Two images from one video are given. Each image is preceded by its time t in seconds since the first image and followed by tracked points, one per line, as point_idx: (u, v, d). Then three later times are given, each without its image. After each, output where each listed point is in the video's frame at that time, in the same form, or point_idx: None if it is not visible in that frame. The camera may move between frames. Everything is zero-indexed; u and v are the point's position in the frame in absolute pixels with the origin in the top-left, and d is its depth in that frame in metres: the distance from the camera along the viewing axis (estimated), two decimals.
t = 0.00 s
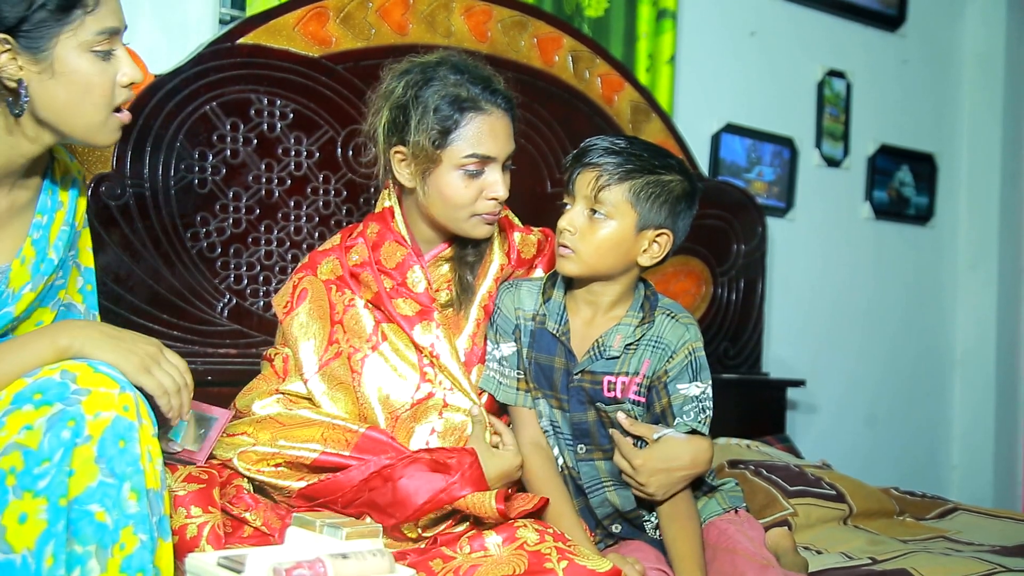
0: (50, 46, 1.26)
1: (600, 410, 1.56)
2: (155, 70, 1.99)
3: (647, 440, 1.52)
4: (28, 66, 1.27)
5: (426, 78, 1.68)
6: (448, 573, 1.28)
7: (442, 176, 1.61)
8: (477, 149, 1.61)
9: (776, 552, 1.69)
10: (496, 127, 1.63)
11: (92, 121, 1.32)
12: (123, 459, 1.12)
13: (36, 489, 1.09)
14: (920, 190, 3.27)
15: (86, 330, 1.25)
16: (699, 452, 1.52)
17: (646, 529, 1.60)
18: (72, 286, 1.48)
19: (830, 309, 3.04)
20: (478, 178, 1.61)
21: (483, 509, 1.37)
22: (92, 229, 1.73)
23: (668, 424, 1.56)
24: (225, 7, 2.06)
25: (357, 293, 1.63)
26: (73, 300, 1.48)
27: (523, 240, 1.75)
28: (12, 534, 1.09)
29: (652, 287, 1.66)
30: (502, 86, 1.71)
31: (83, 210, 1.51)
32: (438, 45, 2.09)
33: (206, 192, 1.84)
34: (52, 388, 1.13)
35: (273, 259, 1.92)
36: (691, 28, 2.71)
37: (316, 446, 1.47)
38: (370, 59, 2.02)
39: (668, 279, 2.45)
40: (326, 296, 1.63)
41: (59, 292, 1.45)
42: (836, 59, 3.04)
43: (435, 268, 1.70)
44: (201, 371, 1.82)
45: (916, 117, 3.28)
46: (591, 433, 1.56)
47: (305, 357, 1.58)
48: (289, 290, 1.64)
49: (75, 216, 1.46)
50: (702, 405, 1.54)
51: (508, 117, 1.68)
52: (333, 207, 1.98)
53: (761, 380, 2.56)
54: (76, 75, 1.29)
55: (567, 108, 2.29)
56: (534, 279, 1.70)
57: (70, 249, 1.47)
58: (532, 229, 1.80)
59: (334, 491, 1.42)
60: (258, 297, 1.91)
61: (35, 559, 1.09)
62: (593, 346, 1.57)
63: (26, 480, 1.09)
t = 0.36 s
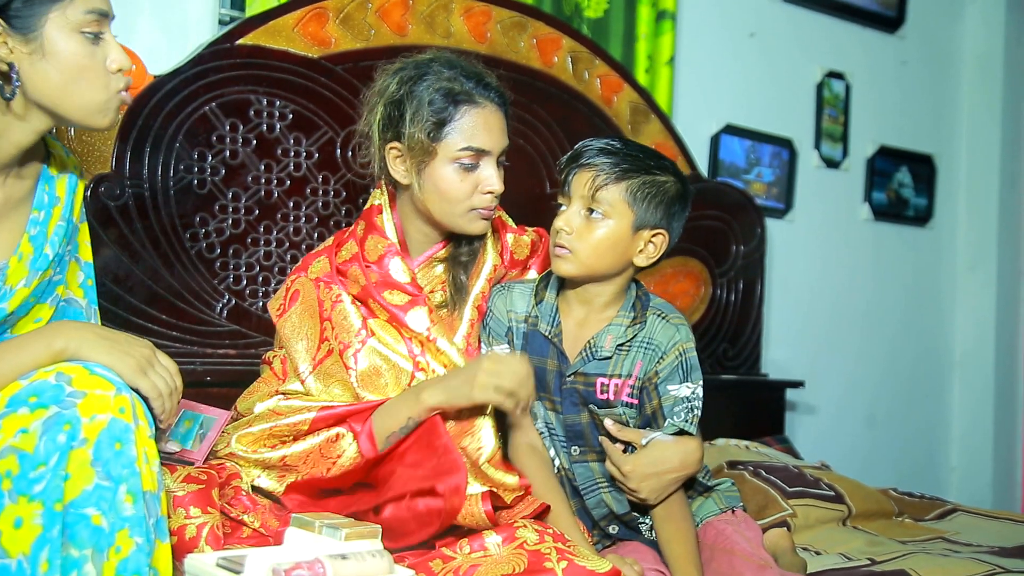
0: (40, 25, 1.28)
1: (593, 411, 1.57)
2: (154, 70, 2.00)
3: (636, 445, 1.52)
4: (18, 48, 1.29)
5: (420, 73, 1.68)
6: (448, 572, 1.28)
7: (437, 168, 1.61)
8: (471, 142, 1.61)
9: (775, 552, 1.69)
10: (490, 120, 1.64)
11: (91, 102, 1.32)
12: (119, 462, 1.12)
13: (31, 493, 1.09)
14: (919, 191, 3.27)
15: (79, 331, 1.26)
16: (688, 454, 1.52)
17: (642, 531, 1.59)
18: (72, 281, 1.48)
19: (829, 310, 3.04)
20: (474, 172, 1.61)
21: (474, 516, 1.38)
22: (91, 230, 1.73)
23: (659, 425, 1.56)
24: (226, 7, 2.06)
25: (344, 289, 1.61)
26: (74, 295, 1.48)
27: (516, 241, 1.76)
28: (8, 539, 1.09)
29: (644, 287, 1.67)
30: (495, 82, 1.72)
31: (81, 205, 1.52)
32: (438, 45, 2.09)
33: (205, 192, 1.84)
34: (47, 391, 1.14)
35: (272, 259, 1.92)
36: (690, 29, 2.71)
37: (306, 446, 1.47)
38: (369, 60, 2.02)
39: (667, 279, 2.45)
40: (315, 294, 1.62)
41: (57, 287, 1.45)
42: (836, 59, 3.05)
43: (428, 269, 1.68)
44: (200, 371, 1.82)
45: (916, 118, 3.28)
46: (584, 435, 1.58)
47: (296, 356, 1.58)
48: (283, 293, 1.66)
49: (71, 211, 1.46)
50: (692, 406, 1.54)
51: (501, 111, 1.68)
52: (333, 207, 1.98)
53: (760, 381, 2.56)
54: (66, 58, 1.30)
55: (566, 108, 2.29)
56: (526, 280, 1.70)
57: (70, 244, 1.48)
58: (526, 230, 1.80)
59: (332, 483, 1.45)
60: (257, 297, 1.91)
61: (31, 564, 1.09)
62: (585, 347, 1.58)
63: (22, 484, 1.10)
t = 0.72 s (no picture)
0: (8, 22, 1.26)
1: (590, 414, 1.57)
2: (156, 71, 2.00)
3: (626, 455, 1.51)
4: None
5: (412, 78, 1.68)
6: (450, 572, 1.29)
7: (434, 173, 1.61)
8: (467, 145, 1.61)
9: (776, 554, 1.68)
10: (488, 120, 1.64)
11: (49, 99, 1.32)
12: (117, 461, 1.12)
13: (29, 492, 1.09)
14: (920, 192, 3.27)
15: (78, 332, 1.26)
16: (677, 460, 1.52)
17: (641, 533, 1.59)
18: (57, 276, 1.47)
19: (830, 311, 3.04)
20: (471, 175, 1.61)
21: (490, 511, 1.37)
22: (92, 231, 1.73)
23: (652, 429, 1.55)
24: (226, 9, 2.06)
25: (351, 290, 1.62)
26: (59, 290, 1.47)
27: (515, 242, 1.76)
28: (6, 538, 1.09)
29: (643, 288, 1.66)
30: (489, 83, 1.72)
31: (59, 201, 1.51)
32: (439, 46, 2.09)
33: (206, 194, 1.84)
34: (44, 390, 1.13)
35: (273, 260, 1.92)
36: (691, 30, 2.71)
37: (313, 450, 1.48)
38: (371, 61, 2.02)
39: (668, 281, 2.45)
40: (326, 296, 1.62)
41: (43, 279, 1.44)
42: (836, 60, 3.04)
43: (429, 271, 1.69)
44: (201, 373, 1.81)
45: (917, 118, 3.28)
46: (582, 437, 1.58)
47: (317, 357, 1.57)
48: (289, 297, 1.62)
49: (47, 201, 1.45)
50: (684, 408, 1.52)
51: (496, 110, 1.68)
52: (334, 208, 1.98)
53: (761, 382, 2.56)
54: (32, 53, 1.29)
55: (567, 109, 2.29)
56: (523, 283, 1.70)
57: (49, 237, 1.46)
58: (526, 231, 1.79)
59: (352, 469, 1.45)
60: (258, 299, 1.91)
61: (29, 562, 1.08)
62: (583, 349, 1.57)
63: (20, 484, 1.09)
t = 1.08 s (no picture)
0: None
1: (589, 415, 1.57)
2: (157, 70, 1.99)
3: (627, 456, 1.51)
4: None
5: (412, 78, 1.68)
6: (450, 570, 1.29)
7: (436, 174, 1.61)
8: (468, 146, 1.61)
9: (777, 552, 1.68)
10: (489, 121, 1.64)
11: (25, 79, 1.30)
12: (115, 455, 1.11)
13: (25, 485, 1.10)
14: (921, 191, 3.27)
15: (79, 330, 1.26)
16: (678, 460, 1.51)
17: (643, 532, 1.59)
18: (47, 272, 1.46)
19: (831, 309, 3.04)
20: (471, 175, 1.61)
21: (488, 508, 1.36)
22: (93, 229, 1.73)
23: (651, 430, 1.55)
24: (227, 7, 2.07)
25: (348, 291, 1.62)
26: (52, 286, 1.46)
27: (515, 242, 1.75)
28: (3, 528, 1.10)
29: (640, 287, 1.66)
30: (489, 82, 1.72)
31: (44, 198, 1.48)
32: (440, 45, 2.09)
33: (207, 193, 1.85)
34: (44, 384, 1.14)
35: (275, 258, 1.92)
36: (692, 28, 2.71)
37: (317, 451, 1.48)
38: (371, 59, 2.02)
39: (669, 279, 2.44)
40: (323, 297, 1.62)
41: (33, 270, 1.43)
42: (838, 58, 3.04)
43: (429, 270, 1.68)
44: (203, 371, 1.81)
45: (918, 116, 3.28)
46: (581, 438, 1.58)
47: (314, 358, 1.57)
48: (288, 297, 1.62)
49: (32, 196, 1.43)
50: (683, 408, 1.52)
51: (497, 111, 1.68)
52: (335, 207, 1.98)
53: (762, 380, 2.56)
54: None
55: (568, 108, 2.29)
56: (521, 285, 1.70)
57: (37, 234, 1.45)
58: (526, 230, 1.79)
59: (357, 470, 1.44)
60: (260, 297, 1.91)
61: (22, 554, 1.10)
62: (580, 351, 1.57)
63: (16, 476, 1.10)
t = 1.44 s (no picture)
0: (16, 96, 1.18)
1: (589, 415, 1.57)
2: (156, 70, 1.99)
3: (629, 457, 1.51)
4: None
5: (403, 80, 1.67)
6: (452, 569, 1.29)
7: (432, 174, 1.61)
8: (462, 144, 1.61)
9: (778, 551, 1.68)
10: (483, 118, 1.64)
11: (56, 150, 1.26)
12: (111, 453, 1.12)
13: (18, 482, 1.10)
14: (923, 189, 3.27)
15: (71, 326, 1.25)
16: (680, 459, 1.51)
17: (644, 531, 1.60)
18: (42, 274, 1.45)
19: (832, 308, 3.04)
20: (467, 173, 1.62)
21: (488, 508, 1.37)
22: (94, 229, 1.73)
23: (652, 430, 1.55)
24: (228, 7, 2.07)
25: (348, 291, 1.62)
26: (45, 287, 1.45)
27: (515, 241, 1.76)
28: None
29: (639, 286, 1.66)
30: (480, 80, 1.72)
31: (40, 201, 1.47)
32: (441, 44, 2.09)
33: (207, 193, 1.85)
34: (38, 383, 1.14)
35: (276, 258, 1.92)
36: (692, 27, 2.71)
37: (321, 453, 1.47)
38: (372, 59, 2.02)
39: (670, 278, 2.44)
40: (323, 297, 1.62)
41: (28, 275, 1.41)
42: (838, 57, 3.04)
43: (429, 269, 1.69)
44: (204, 371, 1.82)
45: (919, 115, 3.28)
46: (581, 438, 1.58)
47: (314, 359, 1.57)
48: (289, 297, 1.63)
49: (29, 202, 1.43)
50: (683, 408, 1.52)
51: (489, 107, 1.68)
52: (336, 207, 1.98)
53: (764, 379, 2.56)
54: (37, 120, 1.21)
55: (569, 106, 2.29)
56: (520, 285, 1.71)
57: (33, 237, 1.44)
58: (526, 229, 1.79)
59: (359, 471, 1.44)
60: (261, 297, 1.91)
61: (14, 551, 1.09)
62: (580, 351, 1.57)
63: (9, 474, 1.10)
